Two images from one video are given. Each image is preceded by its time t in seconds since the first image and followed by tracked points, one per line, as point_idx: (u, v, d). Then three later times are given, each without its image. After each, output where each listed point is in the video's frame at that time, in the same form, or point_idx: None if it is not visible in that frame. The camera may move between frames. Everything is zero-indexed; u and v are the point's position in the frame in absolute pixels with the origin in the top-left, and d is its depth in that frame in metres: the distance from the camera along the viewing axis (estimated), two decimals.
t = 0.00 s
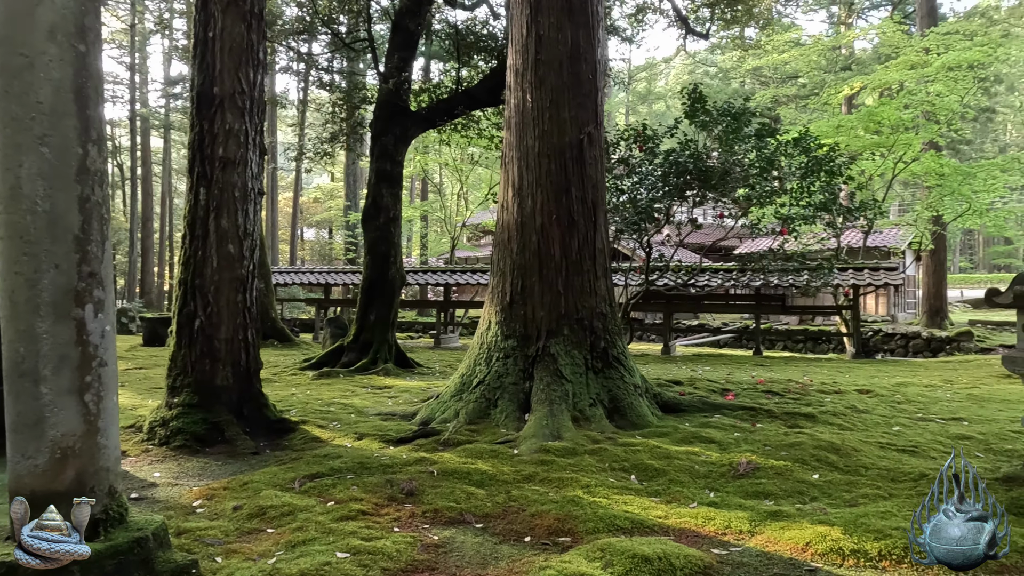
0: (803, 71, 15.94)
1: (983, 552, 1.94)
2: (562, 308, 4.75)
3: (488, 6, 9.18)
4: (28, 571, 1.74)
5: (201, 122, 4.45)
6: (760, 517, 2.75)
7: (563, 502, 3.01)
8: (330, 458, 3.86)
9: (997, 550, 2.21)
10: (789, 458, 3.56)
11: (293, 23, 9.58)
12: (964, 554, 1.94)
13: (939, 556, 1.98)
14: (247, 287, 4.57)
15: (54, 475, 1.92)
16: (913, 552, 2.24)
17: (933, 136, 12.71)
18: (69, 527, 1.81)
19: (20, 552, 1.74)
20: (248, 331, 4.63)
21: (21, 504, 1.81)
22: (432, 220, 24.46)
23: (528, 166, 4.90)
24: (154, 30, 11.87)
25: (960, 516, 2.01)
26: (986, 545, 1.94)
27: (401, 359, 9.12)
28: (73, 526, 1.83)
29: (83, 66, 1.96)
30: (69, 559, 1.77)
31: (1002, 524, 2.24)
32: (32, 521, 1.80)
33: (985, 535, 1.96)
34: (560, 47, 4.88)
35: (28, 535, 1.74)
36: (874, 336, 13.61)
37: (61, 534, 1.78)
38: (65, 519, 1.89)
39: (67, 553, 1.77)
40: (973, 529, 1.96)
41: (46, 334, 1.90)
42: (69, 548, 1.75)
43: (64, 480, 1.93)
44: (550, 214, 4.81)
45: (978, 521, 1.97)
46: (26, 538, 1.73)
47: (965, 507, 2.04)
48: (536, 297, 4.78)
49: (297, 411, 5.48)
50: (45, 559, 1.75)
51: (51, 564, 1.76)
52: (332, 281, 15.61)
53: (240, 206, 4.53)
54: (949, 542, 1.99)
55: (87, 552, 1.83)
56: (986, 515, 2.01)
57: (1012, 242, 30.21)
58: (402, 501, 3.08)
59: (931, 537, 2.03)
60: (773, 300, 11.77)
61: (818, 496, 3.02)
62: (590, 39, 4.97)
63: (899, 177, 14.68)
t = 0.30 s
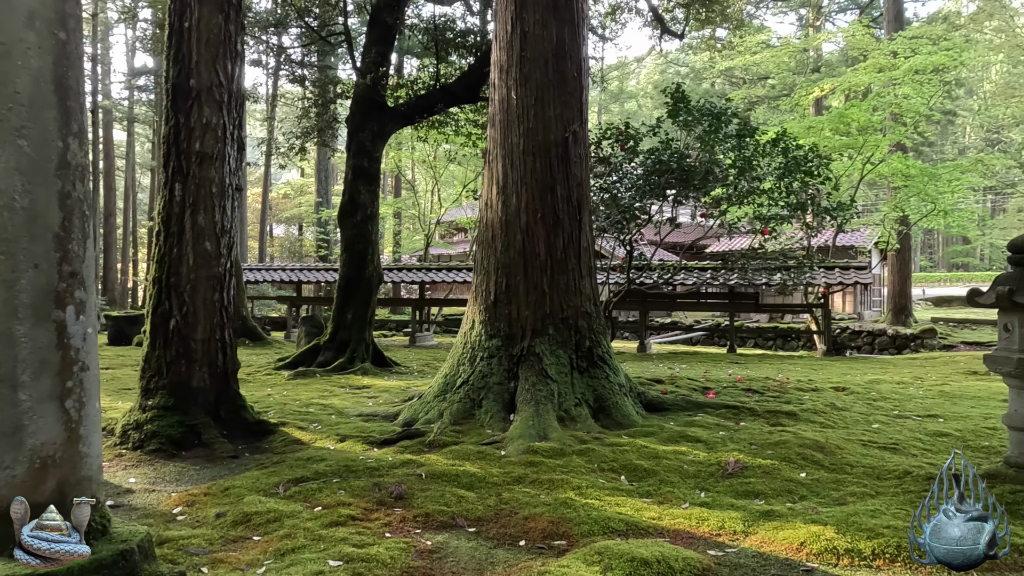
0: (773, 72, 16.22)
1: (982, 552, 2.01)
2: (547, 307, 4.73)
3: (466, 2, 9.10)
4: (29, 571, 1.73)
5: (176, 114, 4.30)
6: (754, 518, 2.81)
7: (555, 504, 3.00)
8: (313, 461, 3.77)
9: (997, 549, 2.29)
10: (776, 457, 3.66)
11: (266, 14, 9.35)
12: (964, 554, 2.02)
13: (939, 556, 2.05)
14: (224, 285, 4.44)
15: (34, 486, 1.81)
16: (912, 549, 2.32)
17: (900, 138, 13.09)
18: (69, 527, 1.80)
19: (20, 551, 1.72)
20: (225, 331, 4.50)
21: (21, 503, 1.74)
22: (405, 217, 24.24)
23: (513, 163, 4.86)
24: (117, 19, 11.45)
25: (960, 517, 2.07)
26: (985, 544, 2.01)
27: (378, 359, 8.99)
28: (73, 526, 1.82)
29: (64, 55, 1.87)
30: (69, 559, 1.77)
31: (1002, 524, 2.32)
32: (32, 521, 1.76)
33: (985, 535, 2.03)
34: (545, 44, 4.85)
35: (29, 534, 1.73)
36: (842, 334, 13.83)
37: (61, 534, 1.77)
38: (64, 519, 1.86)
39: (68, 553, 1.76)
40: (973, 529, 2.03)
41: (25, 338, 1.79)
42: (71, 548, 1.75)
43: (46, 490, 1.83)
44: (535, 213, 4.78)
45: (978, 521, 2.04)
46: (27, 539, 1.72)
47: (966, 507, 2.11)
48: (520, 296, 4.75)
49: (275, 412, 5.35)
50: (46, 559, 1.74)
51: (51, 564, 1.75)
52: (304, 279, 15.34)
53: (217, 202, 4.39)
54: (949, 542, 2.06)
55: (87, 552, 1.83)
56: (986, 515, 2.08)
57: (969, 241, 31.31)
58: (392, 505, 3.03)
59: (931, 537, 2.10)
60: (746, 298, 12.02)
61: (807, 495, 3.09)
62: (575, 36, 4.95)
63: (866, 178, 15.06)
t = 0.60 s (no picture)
0: (753, 74, 16.41)
1: (982, 552, 2.10)
2: (540, 306, 4.72)
3: None
4: (28, 570, 1.69)
5: (163, 108, 4.20)
6: (754, 515, 2.83)
7: (556, 503, 3.00)
8: (306, 461, 3.71)
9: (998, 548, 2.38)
10: (771, 454, 3.72)
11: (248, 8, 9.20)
12: (964, 554, 2.10)
13: (939, 556, 2.13)
14: (211, 283, 4.35)
15: (29, 490, 1.75)
16: (912, 543, 2.40)
17: (878, 140, 13.35)
18: (69, 527, 1.76)
19: (19, 551, 1.69)
20: (213, 330, 4.40)
21: (21, 503, 1.71)
22: (386, 215, 24.06)
23: (506, 160, 4.83)
24: (90, 11, 11.15)
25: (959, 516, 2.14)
26: (984, 544, 2.10)
27: (363, 358, 8.89)
28: (73, 525, 1.78)
29: (61, 42, 1.80)
30: (70, 559, 1.74)
31: (1001, 522, 2.41)
32: (31, 520, 1.73)
33: (984, 535, 2.11)
34: (538, 41, 4.83)
35: (28, 534, 1.69)
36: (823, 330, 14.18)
37: (61, 534, 1.74)
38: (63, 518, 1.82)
39: (67, 553, 1.73)
40: (973, 529, 2.11)
41: (20, 336, 1.72)
42: (72, 548, 1.72)
43: (41, 495, 1.77)
44: (528, 210, 4.76)
45: (978, 520, 2.11)
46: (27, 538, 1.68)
47: (966, 507, 2.17)
48: (513, 294, 4.73)
49: (262, 413, 5.25)
50: (45, 559, 1.71)
51: (51, 564, 1.72)
52: (285, 277, 15.11)
53: (205, 198, 4.29)
54: (948, 542, 2.14)
55: (87, 552, 1.80)
56: (986, 515, 2.15)
57: (941, 242, 32.07)
58: (390, 505, 2.99)
59: (931, 537, 2.17)
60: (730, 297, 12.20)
61: (805, 492, 3.14)
62: (567, 34, 4.94)
63: (844, 179, 15.32)
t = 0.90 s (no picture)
0: (743, 74, 16.49)
1: (982, 552, 2.10)
2: (539, 304, 4.69)
3: None
4: (27, 571, 1.63)
5: (157, 102, 4.12)
6: (763, 514, 2.84)
7: (562, 503, 2.97)
8: (305, 461, 3.65)
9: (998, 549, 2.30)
10: (773, 452, 3.73)
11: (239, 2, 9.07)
12: (964, 554, 2.11)
13: (939, 555, 2.14)
14: (207, 281, 4.27)
15: (30, 492, 1.68)
16: (915, 542, 2.39)
17: (867, 141, 13.48)
18: (69, 526, 1.70)
19: (19, 551, 1.63)
20: (207, 328, 4.32)
21: (21, 503, 1.65)
22: (375, 213, 23.92)
23: (505, 157, 4.79)
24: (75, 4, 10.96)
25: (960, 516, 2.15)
26: (984, 544, 2.11)
27: (357, 357, 8.80)
28: (73, 525, 1.72)
29: (64, 27, 1.73)
30: (68, 560, 1.67)
31: (1001, 520, 2.42)
32: (31, 519, 1.67)
33: (984, 534, 2.12)
34: (538, 37, 4.79)
35: (28, 534, 1.63)
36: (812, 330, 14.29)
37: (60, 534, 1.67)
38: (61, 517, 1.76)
39: (68, 553, 1.67)
40: (973, 529, 2.11)
41: (21, 332, 1.66)
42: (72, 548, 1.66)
43: (44, 496, 1.70)
44: (528, 208, 4.72)
45: (978, 521, 2.12)
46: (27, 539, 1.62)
47: (966, 507, 2.17)
48: (513, 292, 4.69)
49: (257, 412, 5.17)
50: (45, 559, 1.65)
51: (51, 564, 1.66)
52: (274, 276, 14.95)
53: (200, 194, 4.22)
54: (948, 542, 2.14)
55: (88, 552, 1.73)
56: (986, 515, 2.15)
57: (925, 242, 32.49)
58: (394, 505, 2.94)
59: (931, 536, 2.17)
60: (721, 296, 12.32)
61: (811, 490, 3.17)
62: (567, 30, 4.90)
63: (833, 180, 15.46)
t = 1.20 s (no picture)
0: (739, 75, 16.47)
1: (983, 552, 2.01)
2: (548, 304, 4.63)
3: None
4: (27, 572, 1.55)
5: (160, 97, 4.03)
6: (786, 518, 2.82)
7: (581, 507, 2.92)
8: (314, 464, 3.57)
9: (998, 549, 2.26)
10: (790, 455, 3.74)
11: None
12: (964, 554, 2.02)
13: (939, 556, 2.04)
14: (210, 280, 4.18)
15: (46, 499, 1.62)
16: (917, 552, 2.30)
17: (863, 142, 13.50)
18: (69, 527, 1.61)
19: (18, 551, 1.54)
20: (211, 329, 4.23)
21: (21, 503, 1.57)
22: (369, 213, 23.75)
23: (513, 155, 4.73)
24: None
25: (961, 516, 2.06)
26: (984, 544, 2.01)
27: (356, 357, 8.71)
28: (74, 525, 1.63)
29: (80, 14, 1.66)
30: (68, 559, 1.58)
31: (1000, 522, 2.36)
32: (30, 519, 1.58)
33: (984, 535, 2.03)
34: (546, 33, 4.73)
35: (28, 534, 1.54)
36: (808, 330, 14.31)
37: (59, 534, 1.58)
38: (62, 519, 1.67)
39: (68, 553, 1.58)
40: (973, 529, 2.03)
41: (36, 334, 1.59)
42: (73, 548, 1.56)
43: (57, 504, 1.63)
44: (536, 207, 4.66)
45: (978, 521, 2.03)
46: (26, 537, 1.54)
47: (966, 507, 2.10)
48: (521, 292, 4.64)
49: (260, 414, 5.08)
50: (45, 559, 1.56)
51: (51, 564, 1.58)
52: (268, 276, 14.79)
53: (204, 192, 4.13)
54: (948, 542, 2.05)
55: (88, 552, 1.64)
56: (986, 514, 2.07)
57: (915, 243, 32.70)
58: (409, 511, 2.87)
59: (931, 537, 2.09)
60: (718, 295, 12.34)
61: (831, 493, 3.17)
62: (575, 27, 4.84)
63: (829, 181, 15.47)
